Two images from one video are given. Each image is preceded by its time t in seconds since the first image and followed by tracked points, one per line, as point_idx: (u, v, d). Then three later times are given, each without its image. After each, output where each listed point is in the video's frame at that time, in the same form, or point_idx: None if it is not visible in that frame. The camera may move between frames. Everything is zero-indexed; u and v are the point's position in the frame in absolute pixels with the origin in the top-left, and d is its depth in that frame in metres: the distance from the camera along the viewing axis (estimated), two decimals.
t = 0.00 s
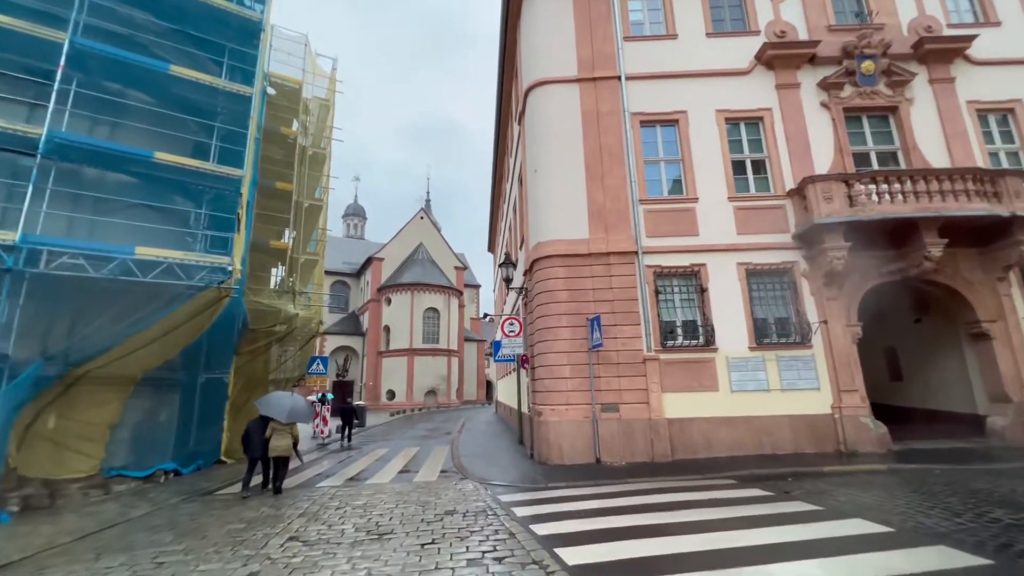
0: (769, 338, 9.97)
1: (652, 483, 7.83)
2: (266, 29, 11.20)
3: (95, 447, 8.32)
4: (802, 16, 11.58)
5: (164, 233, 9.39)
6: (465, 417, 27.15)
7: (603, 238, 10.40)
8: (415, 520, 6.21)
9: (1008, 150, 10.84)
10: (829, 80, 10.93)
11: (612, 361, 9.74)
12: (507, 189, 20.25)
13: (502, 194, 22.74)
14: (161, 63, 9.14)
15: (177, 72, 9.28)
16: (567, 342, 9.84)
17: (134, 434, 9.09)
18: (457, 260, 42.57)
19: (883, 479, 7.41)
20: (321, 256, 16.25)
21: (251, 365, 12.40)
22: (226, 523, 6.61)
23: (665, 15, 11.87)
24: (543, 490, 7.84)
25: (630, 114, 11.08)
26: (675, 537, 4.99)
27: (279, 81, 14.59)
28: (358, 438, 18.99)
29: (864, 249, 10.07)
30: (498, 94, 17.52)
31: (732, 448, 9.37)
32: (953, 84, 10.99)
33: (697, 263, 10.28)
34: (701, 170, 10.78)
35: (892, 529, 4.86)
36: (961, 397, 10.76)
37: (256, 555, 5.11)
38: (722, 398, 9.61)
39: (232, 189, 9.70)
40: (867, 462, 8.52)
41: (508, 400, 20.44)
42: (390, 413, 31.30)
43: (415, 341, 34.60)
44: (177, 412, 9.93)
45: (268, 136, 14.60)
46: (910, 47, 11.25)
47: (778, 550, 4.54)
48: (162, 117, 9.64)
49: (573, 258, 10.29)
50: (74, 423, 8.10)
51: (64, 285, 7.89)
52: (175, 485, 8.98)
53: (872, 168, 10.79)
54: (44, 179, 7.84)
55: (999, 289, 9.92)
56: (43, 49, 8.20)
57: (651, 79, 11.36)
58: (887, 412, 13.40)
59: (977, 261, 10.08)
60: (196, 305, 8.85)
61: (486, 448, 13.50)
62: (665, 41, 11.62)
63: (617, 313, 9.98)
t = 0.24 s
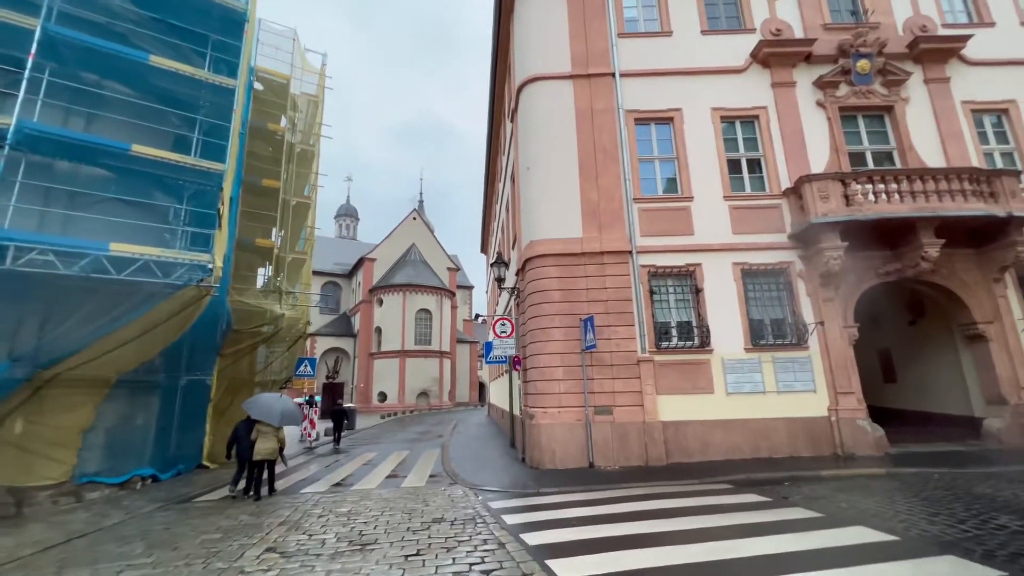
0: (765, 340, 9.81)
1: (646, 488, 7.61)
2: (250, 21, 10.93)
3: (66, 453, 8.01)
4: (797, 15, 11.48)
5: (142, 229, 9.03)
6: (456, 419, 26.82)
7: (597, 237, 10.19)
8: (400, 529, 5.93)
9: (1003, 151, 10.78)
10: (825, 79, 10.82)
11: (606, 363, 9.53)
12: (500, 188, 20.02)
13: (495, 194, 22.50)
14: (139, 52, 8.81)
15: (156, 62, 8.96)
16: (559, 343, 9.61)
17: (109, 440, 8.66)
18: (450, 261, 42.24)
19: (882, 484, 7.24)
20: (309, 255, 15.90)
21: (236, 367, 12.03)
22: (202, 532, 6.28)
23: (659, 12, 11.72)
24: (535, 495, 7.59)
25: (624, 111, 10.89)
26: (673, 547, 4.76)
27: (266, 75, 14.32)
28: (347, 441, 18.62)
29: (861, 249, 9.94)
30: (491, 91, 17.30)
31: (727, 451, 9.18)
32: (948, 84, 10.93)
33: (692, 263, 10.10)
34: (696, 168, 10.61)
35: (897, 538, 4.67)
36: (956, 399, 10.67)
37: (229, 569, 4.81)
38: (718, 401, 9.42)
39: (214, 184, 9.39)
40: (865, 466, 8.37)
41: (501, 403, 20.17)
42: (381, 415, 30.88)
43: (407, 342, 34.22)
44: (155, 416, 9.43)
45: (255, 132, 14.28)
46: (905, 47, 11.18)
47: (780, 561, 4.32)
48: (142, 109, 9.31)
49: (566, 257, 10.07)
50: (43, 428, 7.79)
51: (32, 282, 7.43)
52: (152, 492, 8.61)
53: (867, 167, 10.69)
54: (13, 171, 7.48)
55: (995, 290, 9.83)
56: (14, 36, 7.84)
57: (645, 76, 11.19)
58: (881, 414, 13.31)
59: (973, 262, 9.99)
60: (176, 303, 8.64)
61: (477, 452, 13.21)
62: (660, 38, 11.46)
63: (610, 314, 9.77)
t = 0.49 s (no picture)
0: (751, 340, 9.76)
1: (634, 490, 7.44)
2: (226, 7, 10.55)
3: (19, 458, 7.59)
4: (783, 16, 11.52)
5: (107, 220, 8.53)
6: (440, 421, 26.42)
7: (584, 235, 10.03)
8: (378, 536, 5.63)
9: (982, 155, 10.95)
10: (811, 80, 10.86)
11: (592, 363, 9.36)
12: (486, 187, 19.77)
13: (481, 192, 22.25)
14: (106, 33, 8.40)
15: (123, 44, 8.56)
16: (545, 342, 9.41)
17: (68, 443, 8.21)
18: (435, 261, 41.79)
19: (868, 484, 7.21)
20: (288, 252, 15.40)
21: (209, 366, 11.53)
22: (165, 542, 5.88)
23: (647, 10, 11.64)
24: (520, 499, 7.36)
25: (612, 108, 10.76)
26: (663, 552, 4.58)
27: (244, 66, 13.86)
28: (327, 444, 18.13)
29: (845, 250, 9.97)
30: (477, 88, 17.06)
31: (714, 452, 9.09)
32: (929, 89, 11.06)
33: (679, 262, 10.00)
34: (683, 167, 10.54)
35: (890, 541, 4.57)
36: (936, 399, 10.78)
37: None
38: (704, 401, 9.33)
39: (185, 174, 8.98)
40: (850, 466, 8.35)
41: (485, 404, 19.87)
42: (363, 417, 30.29)
43: (390, 343, 33.68)
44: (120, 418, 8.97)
45: (232, 123, 13.78)
46: (888, 51, 11.29)
47: (773, 565, 4.17)
48: (108, 93, 8.84)
49: (553, 255, 9.88)
50: None
51: None
52: (115, 498, 8.12)
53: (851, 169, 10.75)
54: None
55: (975, 291, 9.95)
56: None
57: (633, 74, 11.09)
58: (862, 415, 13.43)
59: (954, 264, 10.11)
60: (143, 298, 8.16)
61: (460, 454, 12.92)
62: (648, 35, 11.38)
63: (597, 313, 9.61)
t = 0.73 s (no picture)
0: (727, 341, 9.78)
1: (611, 494, 7.29)
2: None
3: None
4: (760, 22, 11.66)
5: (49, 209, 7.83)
6: (413, 423, 25.88)
7: (562, 233, 9.86)
8: (342, 548, 5.27)
9: (945, 164, 11.32)
10: (786, 86, 11.02)
11: (569, 364, 9.19)
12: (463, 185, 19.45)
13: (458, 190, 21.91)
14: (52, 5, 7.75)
15: (71, 17, 7.94)
16: (522, 343, 9.19)
17: None
18: (410, 261, 41.10)
19: (841, 485, 7.26)
20: (254, 247, 14.69)
21: (166, 365, 10.91)
22: (106, 558, 5.37)
23: (628, 10, 11.61)
24: (494, 504, 7.11)
25: (592, 107, 10.65)
26: (644, 561, 4.40)
27: (210, 50, 13.12)
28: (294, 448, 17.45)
29: (818, 253, 10.12)
30: (456, 83, 16.76)
31: (690, 454, 9.04)
32: (897, 98, 11.38)
33: (657, 263, 9.95)
34: (662, 168, 10.51)
35: (869, 544, 4.52)
36: (901, 400, 11.06)
37: None
38: (681, 403, 9.28)
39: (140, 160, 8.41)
40: (822, 467, 8.43)
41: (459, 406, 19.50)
42: (333, 420, 29.41)
43: (363, 344, 32.88)
44: (63, 422, 8.30)
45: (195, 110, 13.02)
46: (859, 60, 11.57)
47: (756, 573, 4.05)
48: (54, 71, 8.17)
49: (531, 254, 9.68)
50: None
51: None
52: (54, 510, 7.46)
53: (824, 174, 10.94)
54: None
55: (938, 296, 10.25)
56: None
57: (614, 73, 11.01)
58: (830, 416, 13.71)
59: (920, 269, 10.39)
60: (89, 292, 7.55)
61: (433, 458, 12.56)
62: (628, 35, 11.33)
63: (575, 313, 9.45)
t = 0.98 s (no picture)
0: (694, 342, 9.86)
1: (578, 496, 7.16)
2: None
3: None
4: (729, 29, 11.89)
5: None
6: (377, 425, 25.18)
7: (533, 231, 9.71)
8: (293, 559, 4.90)
9: (898, 174, 11.84)
10: (753, 92, 11.25)
11: (538, 364, 9.04)
12: (433, 181, 19.05)
13: (428, 187, 21.46)
14: None
15: None
16: (490, 342, 8.97)
17: None
18: (377, 259, 40.18)
19: (801, 484, 7.38)
20: (209, 239, 13.88)
21: (106, 363, 10.06)
22: None
23: (602, 9, 11.61)
24: (458, 508, 6.85)
25: (565, 105, 10.56)
26: (613, 565, 4.27)
27: (162, 28, 12.29)
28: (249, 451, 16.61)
29: (781, 256, 10.35)
30: (427, 76, 16.38)
31: (656, 454, 9.05)
32: (856, 109, 11.83)
33: (627, 263, 9.93)
34: (633, 168, 10.52)
35: (832, 542, 4.54)
36: (855, 400, 11.46)
37: None
38: (648, 403, 9.28)
39: (77, 138, 7.71)
40: (783, 465, 8.59)
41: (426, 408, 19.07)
42: (293, 422, 28.30)
43: (326, 343, 31.83)
44: None
45: (146, 92, 12.18)
46: (821, 71, 11.96)
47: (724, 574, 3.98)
48: None
49: (501, 251, 9.49)
50: None
51: None
52: None
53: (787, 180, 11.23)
54: None
55: (891, 300, 10.68)
56: None
57: (587, 72, 10.96)
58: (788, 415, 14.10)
59: (875, 273, 10.79)
60: (15, 280, 6.91)
61: (396, 460, 12.15)
62: (602, 35, 11.32)
63: (544, 312, 9.31)
